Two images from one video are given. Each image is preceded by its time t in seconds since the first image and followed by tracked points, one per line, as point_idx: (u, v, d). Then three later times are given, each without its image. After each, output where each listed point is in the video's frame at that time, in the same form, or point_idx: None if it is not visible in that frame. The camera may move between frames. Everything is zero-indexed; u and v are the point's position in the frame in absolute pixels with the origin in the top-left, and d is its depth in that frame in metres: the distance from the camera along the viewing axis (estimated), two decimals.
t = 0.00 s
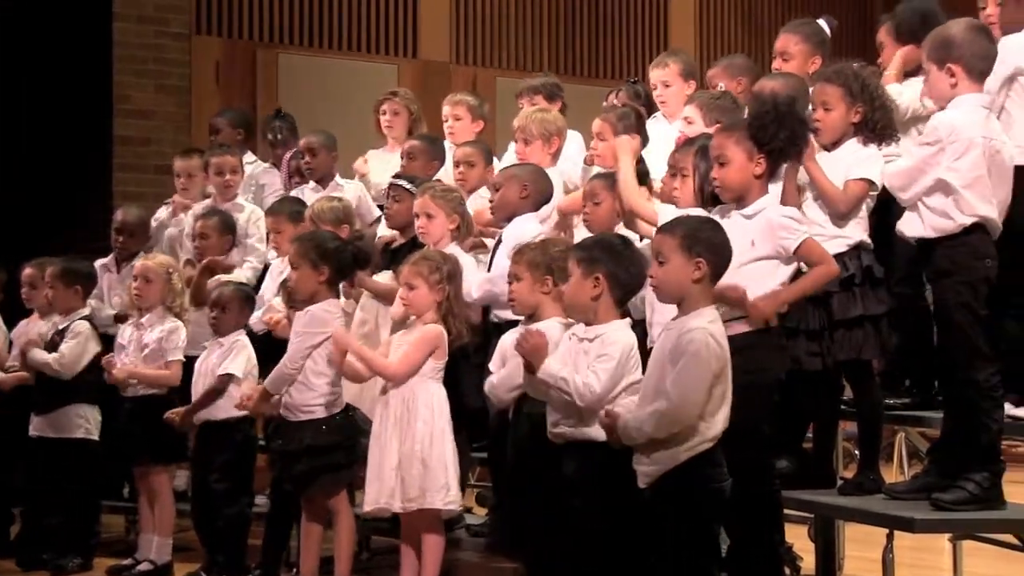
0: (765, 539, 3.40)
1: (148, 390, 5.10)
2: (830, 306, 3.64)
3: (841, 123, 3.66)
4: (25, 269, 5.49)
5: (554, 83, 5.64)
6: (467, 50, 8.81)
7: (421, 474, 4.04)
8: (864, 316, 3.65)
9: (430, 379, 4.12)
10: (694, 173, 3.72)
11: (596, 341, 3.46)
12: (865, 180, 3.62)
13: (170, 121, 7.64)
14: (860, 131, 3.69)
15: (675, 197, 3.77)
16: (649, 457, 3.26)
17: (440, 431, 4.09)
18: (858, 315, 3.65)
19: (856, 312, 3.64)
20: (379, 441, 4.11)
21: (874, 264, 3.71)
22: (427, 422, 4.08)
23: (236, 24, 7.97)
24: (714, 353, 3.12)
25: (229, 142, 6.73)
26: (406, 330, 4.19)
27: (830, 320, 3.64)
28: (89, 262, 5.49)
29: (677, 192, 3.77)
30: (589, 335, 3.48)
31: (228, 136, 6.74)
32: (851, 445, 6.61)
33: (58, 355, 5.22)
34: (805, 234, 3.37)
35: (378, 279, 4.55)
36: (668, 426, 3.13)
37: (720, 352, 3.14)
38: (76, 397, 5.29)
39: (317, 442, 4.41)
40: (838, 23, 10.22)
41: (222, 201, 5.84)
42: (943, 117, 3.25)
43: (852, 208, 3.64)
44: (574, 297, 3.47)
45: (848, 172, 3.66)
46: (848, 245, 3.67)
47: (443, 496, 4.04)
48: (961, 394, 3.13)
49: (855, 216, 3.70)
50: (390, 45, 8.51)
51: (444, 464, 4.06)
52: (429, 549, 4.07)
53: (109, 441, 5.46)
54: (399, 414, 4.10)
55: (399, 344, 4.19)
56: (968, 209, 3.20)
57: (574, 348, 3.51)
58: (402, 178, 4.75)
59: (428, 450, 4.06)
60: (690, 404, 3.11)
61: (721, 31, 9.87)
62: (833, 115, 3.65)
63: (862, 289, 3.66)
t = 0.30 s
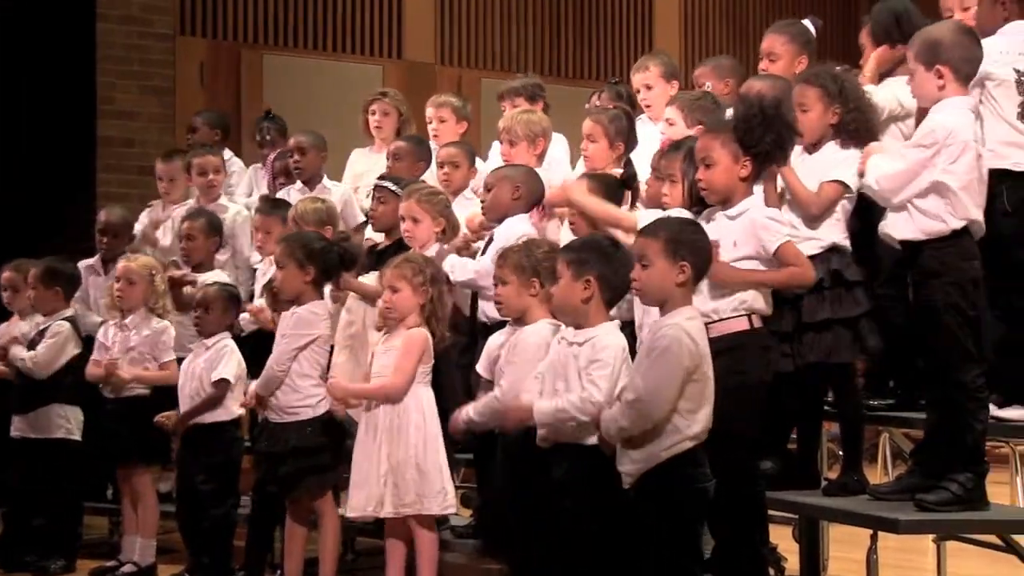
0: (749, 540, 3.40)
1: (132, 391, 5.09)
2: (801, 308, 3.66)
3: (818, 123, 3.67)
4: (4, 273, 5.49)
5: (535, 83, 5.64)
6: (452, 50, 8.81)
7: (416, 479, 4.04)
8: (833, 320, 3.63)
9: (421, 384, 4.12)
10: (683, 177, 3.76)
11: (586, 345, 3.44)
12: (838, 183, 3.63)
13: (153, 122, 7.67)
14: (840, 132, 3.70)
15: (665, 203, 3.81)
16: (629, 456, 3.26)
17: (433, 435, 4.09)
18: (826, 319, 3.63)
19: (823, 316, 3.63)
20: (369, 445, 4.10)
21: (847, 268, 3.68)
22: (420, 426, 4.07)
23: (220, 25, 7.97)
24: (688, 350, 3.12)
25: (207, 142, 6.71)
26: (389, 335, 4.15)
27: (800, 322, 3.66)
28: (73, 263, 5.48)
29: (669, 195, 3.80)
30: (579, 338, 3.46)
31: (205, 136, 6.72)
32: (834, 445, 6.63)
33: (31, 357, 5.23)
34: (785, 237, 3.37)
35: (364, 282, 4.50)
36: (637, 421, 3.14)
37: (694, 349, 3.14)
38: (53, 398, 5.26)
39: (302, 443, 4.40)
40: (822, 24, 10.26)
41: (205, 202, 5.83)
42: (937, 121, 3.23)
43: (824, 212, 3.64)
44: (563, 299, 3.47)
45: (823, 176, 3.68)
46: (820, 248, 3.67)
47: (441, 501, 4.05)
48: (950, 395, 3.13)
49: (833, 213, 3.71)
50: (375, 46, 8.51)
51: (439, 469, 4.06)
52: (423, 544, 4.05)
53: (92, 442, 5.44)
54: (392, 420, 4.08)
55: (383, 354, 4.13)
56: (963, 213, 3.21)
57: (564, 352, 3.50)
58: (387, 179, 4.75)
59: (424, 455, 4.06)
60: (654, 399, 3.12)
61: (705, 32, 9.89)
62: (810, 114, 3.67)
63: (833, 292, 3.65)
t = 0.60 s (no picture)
0: (735, 541, 3.41)
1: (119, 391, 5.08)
2: (777, 310, 3.67)
3: (797, 122, 3.66)
4: None
5: (519, 83, 5.64)
6: (436, 50, 8.81)
7: (396, 476, 4.04)
8: (804, 322, 3.62)
9: (399, 381, 4.11)
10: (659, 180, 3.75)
11: (568, 347, 3.44)
12: (810, 184, 3.58)
13: (137, 122, 7.63)
14: (815, 132, 3.67)
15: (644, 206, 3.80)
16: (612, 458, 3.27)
17: (410, 432, 4.05)
18: (796, 322, 3.62)
19: (793, 319, 3.63)
20: (353, 448, 4.11)
21: (822, 270, 3.64)
22: (398, 424, 4.06)
23: (203, 25, 7.95)
24: (669, 348, 3.14)
25: (187, 142, 6.70)
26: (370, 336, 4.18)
27: (775, 325, 3.66)
28: (56, 263, 5.46)
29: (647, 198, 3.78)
30: (561, 341, 3.47)
31: (183, 138, 6.71)
32: (819, 446, 6.66)
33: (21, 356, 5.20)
34: (743, 244, 3.39)
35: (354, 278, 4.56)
36: (618, 420, 3.17)
37: (675, 348, 3.15)
38: (34, 400, 5.25)
39: (287, 443, 4.40)
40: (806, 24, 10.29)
41: (188, 202, 5.82)
42: (939, 122, 3.17)
43: (798, 214, 3.61)
44: (548, 299, 3.48)
45: (797, 177, 3.64)
46: (796, 249, 3.66)
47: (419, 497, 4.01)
48: (939, 395, 3.14)
49: (810, 212, 3.67)
50: (359, 46, 8.50)
51: (414, 465, 4.03)
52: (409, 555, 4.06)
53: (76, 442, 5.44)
54: (374, 420, 4.09)
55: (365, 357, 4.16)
56: (970, 212, 3.20)
57: (547, 354, 3.51)
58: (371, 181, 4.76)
59: (400, 453, 4.04)
60: (636, 398, 3.13)
61: (689, 33, 9.91)
62: (790, 112, 3.66)
63: (807, 295, 3.63)
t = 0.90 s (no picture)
0: (720, 541, 3.41)
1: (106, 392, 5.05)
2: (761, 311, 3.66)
3: (782, 119, 3.69)
4: None
5: (507, 84, 5.64)
6: (422, 50, 8.80)
7: (359, 475, 4.04)
8: (785, 323, 3.62)
9: (370, 381, 4.11)
10: (632, 183, 3.73)
11: (551, 348, 3.45)
12: (794, 184, 3.56)
13: (122, 123, 7.66)
14: (798, 132, 3.68)
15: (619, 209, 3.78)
16: (600, 457, 3.28)
17: (377, 432, 4.06)
18: (778, 323, 3.63)
19: (774, 321, 3.63)
20: (330, 450, 4.11)
21: (805, 270, 3.61)
22: (367, 423, 4.06)
23: (189, 25, 7.95)
24: (656, 349, 3.14)
25: (175, 143, 6.69)
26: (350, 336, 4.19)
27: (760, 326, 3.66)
28: (42, 263, 5.45)
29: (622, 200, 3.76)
30: (544, 342, 3.48)
31: (171, 139, 6.71)
32: (807, 446, 6.67)
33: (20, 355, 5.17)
34: (709, 243, 3.39)
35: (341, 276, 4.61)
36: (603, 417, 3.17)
37: (662, 347, 3.16)
38: (25, 399, 5.25)
39: (273, 445, 4.39)
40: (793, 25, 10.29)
41: (174, 202, 5.81)
42: (940, 123, 3.18)
43: (782, 215, 3.60)
44: (533, 299, 3.48)
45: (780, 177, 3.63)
46: (782, 249, 3.64)
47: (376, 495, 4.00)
48: (925, 395, 3.14)
49: (793, 211, 3.64)
50: (345, 46, 8.50)
51: (373, 464, 4.02)
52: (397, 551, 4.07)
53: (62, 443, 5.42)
54: (345, 418, 4.11)
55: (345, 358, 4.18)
56: (974, 206, 3.27)
57: (531, 354, 3.52)
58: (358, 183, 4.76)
59: (362, 451, 4.05)
60: (622, 397, 3.14)
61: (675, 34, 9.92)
62: (776, 106, 3.70)
63: (790, 295, 3.62)
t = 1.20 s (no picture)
0: (709, 543, 3.42)
1: (92, 392, 5.05)
2: (755, 312, 3.69)
3: (769, 119, 3.70)
4: None
5: (496, 86, 5.64)
6: (412, 51, 8.80)
7: (334, 479, 4.03)
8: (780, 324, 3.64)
9: (356, 385, 4.11)
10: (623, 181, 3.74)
11: (541, 349, 3.46)
12: (785, 184, 3.58)
13: (111, 124, 7.63)
14: (787, 135, 3.69)
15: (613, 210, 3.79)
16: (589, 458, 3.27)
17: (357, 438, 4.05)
18: (773, 324, 3.65)
19: (768, 321, 3.65)
20: (310, 451, 4.11)
21: (800, 271, 3.64)
22: (349, 427, 4.06)
23: (178, 26, 7.94)
24: (648, 352, 3.15)
25: (166, 145, 6.68)
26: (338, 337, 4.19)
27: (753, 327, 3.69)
28: (31, 264, 5.45)
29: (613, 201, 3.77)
30: (534, 342, 3.49)
31: (163, 140, 6.70)
32: (794, 448, 6.69)
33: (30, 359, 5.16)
34: (685, 250, 3.38)
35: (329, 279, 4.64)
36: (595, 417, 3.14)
37: (654, 351, 3.17)
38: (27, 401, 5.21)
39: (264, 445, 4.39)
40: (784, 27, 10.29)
41: (162, 204, 5.80)
42: (941, 124, 3.21)
43: (774, 217, 3.62)
44: (523, 302, 3.48)
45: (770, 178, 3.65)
46: (775, 251, 3.67)
47: (350, 501, 4.00)
48: (915, 397, 3.14)
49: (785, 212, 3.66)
50: (334, 47, 8.49)
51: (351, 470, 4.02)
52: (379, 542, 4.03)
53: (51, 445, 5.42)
54: (327, 421, 4.11)
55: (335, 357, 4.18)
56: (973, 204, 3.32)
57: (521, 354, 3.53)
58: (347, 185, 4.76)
59: (340, 455, 4.04)
60: (616, 398, 3.12)
61: (664, 35, 9.90)
62: (763, 106, 3.71)
63: (785, 296, 3.65)
